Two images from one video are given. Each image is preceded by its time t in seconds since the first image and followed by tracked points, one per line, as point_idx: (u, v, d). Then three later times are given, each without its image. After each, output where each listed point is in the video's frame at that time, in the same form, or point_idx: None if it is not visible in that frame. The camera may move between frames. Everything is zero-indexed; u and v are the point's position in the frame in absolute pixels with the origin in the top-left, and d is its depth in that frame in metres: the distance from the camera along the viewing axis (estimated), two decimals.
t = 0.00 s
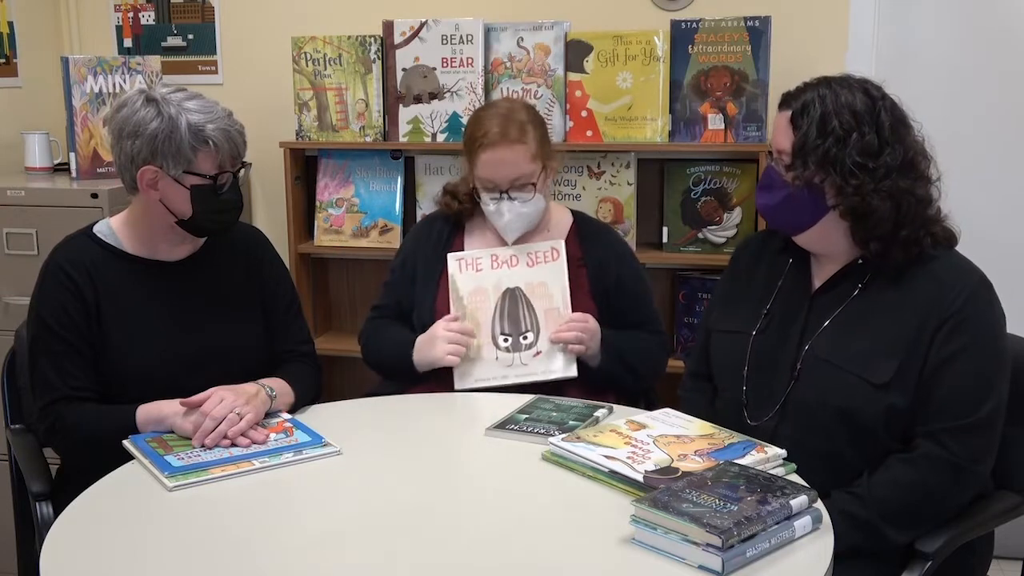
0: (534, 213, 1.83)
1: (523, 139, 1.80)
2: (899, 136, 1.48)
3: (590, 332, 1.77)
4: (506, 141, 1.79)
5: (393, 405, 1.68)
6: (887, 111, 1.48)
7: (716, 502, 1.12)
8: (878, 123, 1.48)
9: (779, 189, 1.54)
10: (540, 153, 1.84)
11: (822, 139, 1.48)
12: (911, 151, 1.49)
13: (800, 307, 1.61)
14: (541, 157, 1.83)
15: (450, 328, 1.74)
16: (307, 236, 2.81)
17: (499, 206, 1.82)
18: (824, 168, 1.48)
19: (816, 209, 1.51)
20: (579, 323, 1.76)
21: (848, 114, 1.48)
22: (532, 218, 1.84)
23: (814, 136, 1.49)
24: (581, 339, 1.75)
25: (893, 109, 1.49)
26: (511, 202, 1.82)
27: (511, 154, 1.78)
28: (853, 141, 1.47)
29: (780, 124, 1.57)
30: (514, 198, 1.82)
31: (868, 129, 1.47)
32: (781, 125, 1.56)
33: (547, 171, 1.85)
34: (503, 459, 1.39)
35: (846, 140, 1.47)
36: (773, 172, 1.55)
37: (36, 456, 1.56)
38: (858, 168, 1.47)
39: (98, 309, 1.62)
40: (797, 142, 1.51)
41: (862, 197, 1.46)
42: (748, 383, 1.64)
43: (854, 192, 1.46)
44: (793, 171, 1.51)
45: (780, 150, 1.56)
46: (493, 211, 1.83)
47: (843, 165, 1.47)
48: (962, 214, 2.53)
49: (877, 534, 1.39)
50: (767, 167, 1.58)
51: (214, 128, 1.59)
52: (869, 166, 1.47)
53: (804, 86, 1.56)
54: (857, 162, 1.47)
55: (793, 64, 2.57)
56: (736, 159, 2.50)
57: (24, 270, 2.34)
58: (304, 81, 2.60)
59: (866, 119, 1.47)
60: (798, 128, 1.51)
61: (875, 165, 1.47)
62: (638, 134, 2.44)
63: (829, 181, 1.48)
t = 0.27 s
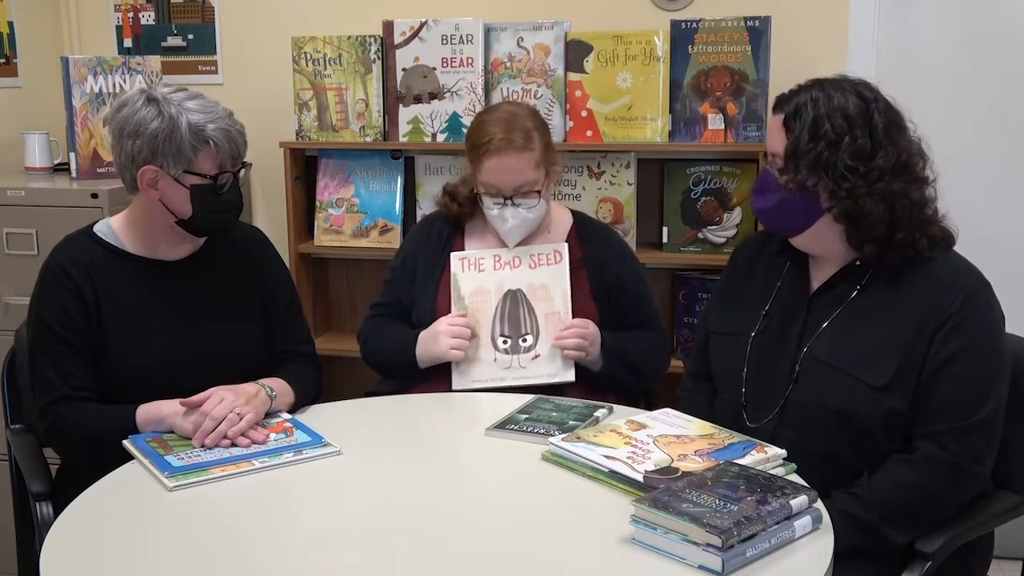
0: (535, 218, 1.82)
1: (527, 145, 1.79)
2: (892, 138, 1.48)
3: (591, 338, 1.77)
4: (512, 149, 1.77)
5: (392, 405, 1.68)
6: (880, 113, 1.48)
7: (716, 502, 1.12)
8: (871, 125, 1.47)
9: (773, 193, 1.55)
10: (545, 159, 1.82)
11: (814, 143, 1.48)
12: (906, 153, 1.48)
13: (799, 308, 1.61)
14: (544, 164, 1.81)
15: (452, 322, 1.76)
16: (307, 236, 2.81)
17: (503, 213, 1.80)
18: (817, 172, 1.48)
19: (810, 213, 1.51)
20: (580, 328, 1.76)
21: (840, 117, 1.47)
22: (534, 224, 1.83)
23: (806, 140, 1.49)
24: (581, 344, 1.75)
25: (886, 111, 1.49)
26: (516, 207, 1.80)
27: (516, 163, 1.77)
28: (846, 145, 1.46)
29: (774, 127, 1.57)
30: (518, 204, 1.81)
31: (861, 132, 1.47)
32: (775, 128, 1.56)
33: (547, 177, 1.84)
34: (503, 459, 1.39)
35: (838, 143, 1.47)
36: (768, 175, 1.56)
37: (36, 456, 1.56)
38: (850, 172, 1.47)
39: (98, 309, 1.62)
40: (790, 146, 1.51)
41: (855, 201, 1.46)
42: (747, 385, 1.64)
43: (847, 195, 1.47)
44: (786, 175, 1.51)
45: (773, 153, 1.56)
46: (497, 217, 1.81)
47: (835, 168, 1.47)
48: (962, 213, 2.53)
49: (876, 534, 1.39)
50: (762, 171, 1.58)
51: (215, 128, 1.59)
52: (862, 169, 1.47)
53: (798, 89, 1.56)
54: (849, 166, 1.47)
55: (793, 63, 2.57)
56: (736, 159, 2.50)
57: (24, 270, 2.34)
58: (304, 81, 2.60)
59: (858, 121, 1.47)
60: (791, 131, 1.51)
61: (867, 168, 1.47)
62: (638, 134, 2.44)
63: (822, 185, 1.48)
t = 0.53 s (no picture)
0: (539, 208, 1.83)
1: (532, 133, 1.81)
2: (891, 138, 1.47)
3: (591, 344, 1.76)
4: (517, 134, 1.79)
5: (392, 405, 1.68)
6: (879, 113, 1.47)
7: (716, 502, 1.12)
8: (869, 126, 1.47)
9: (772, 193, 1.55)
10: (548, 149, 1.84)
11: (812, 143, 1.48)
12: (904, 154, 1.48)
13: (800, 308, 1.61)
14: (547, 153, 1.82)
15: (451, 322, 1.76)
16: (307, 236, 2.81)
17: (509, 201, 1.81)
18: (816, 172, 1.48)
19: (809, 213, 1.51)
20: (581, 335, 1.75)
21: (838, 118, 1.47)
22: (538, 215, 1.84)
23: (804, 141, 1.49)
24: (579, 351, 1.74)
25: (885, 111, 1.48)
26: (522, 195, 1.81)
27: (522, 148, 1.78)
28: (844, 145, 1.46)
29: (773, 128, 1.57)
30: (524, 193, 1.82)
31: (859, 132, 1.46)
32: (774, 129, 1.56)
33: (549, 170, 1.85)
34: (503, 459, 1.39)
35: (836, 144, 1.47)
36: (767, 176, 1.56)
37: (36, 456, 1.56)
38: (849, 173, 1.47)
39: (98, 310, 1.62)
40: (788, 146, 1.51)
41: (854, 202, 1.46)
42: (748, 385, 1.64)
43: (845, 196, 1.46)
44: (785, 175, 1.51)
45: (772, 154, 1.56)
46: (504, 207, 1.81)
47: (834, 169, 1.47)
48: (962, 214, 2.53)
49: (876, 534, 1.39)
50: (762, 171, 1.58)
51: (216, 127, 1.59)
52: (861, 169, 1.46)
53: (797, 89, 1.55)
54: (848, 166, 1.46)
55: (793, 63, 2.57)
56: (736, 159, 2.50)
57: (24, 270, 2.34)
58: (304, 81, 2.60)
59: (857, 122, 1.46)
60: (789, 132, 1.51)
61: (866, 169, 1.46)
62: (638, 134, 2.44)
63: (820, 186, 1.48)
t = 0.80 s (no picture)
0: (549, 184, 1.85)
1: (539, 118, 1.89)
2: (893, 138, 1.47)
3: (586, 350, 1.76)
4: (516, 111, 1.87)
5: (392, 405, 1.68)
6: (882, 112, 1.47)
7: (716, 502, 1.12)
8: (872, 125, 1.47)
9: (775, 193, 1.55)
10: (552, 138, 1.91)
11: (815, 143, 1.48)
12: (907, 153, 1.48)
13: (802, 307, 1.61)
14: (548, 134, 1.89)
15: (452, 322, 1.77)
16: (307, 236, 2.81)
17: (522, 171, 1.83)
18: (818, 172, 1.48)
19: (812, 212, 1.51)
20: (577, 340, 1.75)
21: (841, 117, 1.47)
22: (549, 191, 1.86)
23: (806, 141, 1.49)
24: (575, 357, 1.74)
25: (887, 110, 1.48)
26: (534, 167, 1.84)
27: (522, 122, 1.86)
28: (846, 145, 1.46)
29: (776, 127, 1.57)
30: (536, 164, 1.85)
31: (862, 132, 1.46)
32: (776, 128, 1.56)
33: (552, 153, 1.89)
34: (503, 459, 1.39)
35: (838, 144, 1.47)
36: (770, 176, 1.56)
37: (36, 456, 1.56)
38: (851, 172, 1.47)
39: (98, 309, 1.62)
40: (791, 146, 1.51)
41: (856, 201, 1.46)
42: (750, 385, 1.64)
43: (847, 196, 1.47)
44: (787, 175, 1.52)
45: (775, 154, 1.56)
46: (515, 180, 1.83)
47: (836, 169, 1.47)
48: (962, 214, 2.53)
49: (876, 534, 1.39)
50: (764, 171, 1.58)
51: (216, 127, 1.59)
52: (863, 168, 1.47)
53: (798, 89, 1.55)
54: (850, 166, 1.47)
55: (793, 63, 2.57)
56: (736, 159, 2.50)
57: (24, 270, 2.34)
58: (304, 81, 2.60)
59: (859, 122, 1.46)
60: (792, 132, 1.51)
61: (868, 168, 1.47)
62: (638, 134, 2.44)
63: (823, 185, 1.48)
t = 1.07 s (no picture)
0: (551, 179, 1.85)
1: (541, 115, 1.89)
2: (897, 137, 1.47)
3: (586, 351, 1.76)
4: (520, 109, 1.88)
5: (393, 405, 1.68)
6: (887, 111, 1.47)
7: (716, 502, 1.12)
8: (877, 123, 1.47)
9: (780, 189, 1.55)
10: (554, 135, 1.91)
11: (820, 140, 1.48)
12: (911, 152, 1.48)
13: (805, 306, 1.61)
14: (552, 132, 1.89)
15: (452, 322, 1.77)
16: (307, 236, 2.81)
17: (526, 169, 1.83)
18: (822, 169, 1.48)
19: (816, 210, 1.51)
20: (575, 342, 1.75)
21: (846, 115, 1.47)
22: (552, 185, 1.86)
23: (811, 138, 1.49)
24: (575, 358, 1.74)
25: (893, 109, 1.48)
26: (537, 164, 1.84)
27: (525, 119, 1.86)
28: (851, 143, 1.46)
29: (779, 126, 1.57)
30: (539, 161, 1.85)
31: (867, 130, 1.46)
32: (781, 126, 1.56)
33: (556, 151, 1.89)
34: (503, 459, 1.39)
35: (843, 141, 1.47)
36: (775, 173, 1.57)
37: (36, 456, 1.56)
38: (855, 170, 1.47)
39: (98, 309, 1.62)
40: (796, 143, 1.51)
41: (860, 199, 1.46)
42: (752, 383, 1.64)
43: (851, 193, 1.46)
44: (792, 172, 1.52)
45: (780, 151, 1.56)
46: (518, 176, 1.83)
47: (841, 166, 1.47)
48: (962, 214, 2.53)
49: (876, 533, 1.39)
50: (769, 169, 1.59)
51: (216, 127, 1.59)
52: (868, 165, 1.47)
53: (804, 87, 1.55)
54: (855, 163, 1.47)
55: (792, 63, 2.57)
56: (736, 159, 2.50)
57: (24, 270, 2.34)
58: (304, 81, 2.60)
59: (864, 120, 1.46)
60: (797, 129, 1.51)
61: (872, 166, 1.46)
62: (638, 134, 2.44)
63: (827, 182, 1.48)
